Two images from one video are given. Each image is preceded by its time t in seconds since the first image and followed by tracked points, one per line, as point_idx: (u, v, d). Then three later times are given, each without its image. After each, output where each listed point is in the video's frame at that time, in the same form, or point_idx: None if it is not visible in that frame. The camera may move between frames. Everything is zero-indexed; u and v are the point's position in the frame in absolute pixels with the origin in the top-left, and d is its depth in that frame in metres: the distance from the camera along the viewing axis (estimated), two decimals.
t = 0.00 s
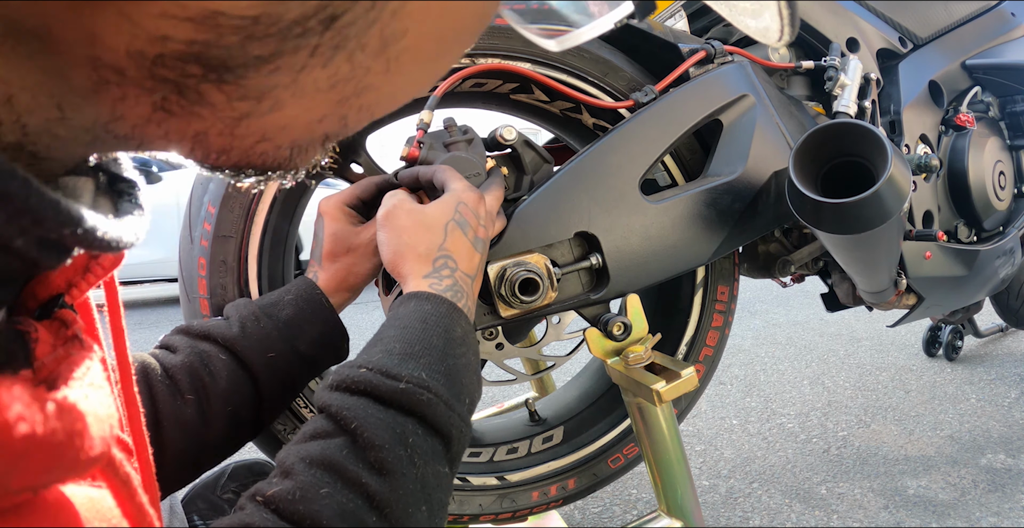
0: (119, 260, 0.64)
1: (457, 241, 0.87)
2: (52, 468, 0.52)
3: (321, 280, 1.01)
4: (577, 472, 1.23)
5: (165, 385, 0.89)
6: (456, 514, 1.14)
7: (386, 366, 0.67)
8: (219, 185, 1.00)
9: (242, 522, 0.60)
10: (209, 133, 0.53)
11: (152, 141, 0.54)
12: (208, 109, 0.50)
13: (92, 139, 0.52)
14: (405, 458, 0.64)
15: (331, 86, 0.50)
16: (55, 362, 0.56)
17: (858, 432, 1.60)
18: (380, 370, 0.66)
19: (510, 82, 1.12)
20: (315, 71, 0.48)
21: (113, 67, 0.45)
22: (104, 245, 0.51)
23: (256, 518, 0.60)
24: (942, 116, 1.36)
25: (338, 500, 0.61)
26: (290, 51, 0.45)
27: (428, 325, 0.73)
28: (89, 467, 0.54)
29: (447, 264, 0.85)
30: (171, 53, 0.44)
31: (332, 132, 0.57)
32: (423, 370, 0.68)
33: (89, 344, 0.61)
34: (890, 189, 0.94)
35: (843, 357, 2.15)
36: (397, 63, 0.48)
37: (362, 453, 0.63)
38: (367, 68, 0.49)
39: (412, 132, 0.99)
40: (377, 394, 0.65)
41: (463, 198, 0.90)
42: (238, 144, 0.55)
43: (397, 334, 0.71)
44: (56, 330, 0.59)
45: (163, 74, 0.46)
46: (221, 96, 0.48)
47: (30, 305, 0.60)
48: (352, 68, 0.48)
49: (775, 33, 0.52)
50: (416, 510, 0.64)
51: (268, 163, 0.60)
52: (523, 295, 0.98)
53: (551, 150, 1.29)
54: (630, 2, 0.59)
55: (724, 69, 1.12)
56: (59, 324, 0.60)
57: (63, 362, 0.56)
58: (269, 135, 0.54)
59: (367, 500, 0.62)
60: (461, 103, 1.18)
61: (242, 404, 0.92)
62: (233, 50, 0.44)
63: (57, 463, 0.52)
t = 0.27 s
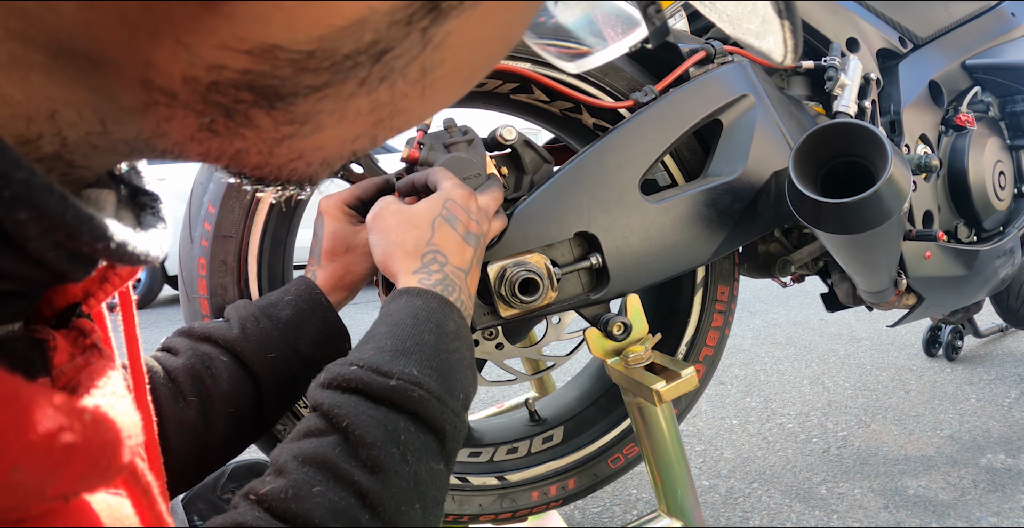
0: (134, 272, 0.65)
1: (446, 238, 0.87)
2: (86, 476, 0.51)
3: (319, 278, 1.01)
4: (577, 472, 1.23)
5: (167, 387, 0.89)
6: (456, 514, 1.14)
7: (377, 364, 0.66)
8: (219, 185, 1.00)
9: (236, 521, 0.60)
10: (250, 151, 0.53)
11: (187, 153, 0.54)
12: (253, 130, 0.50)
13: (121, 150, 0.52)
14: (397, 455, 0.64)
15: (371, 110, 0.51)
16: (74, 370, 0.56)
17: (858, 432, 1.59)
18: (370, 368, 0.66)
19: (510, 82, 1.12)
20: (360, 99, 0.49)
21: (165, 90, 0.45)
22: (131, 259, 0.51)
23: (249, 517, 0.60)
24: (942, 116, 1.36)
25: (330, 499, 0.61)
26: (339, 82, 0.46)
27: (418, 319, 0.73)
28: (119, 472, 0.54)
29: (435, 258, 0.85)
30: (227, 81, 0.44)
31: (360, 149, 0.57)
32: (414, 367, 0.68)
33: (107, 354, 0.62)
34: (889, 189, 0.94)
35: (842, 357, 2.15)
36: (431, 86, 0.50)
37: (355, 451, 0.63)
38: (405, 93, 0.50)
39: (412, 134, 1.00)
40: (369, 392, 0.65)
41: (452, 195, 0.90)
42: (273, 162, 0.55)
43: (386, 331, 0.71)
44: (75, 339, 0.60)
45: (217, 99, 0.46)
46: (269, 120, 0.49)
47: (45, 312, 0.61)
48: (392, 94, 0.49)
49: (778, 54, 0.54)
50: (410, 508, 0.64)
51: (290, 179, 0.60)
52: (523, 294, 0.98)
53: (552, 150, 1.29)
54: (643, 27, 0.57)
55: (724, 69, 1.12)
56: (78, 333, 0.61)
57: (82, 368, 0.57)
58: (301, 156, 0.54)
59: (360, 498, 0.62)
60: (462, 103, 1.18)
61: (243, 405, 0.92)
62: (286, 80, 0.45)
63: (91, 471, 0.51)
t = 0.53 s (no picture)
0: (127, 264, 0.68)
1: (446, 240, 0.87)
2: (77, 455, 0.51)
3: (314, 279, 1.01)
4: (577, 472, 1.23)
5: (162, 387, 0.89)
6: (456, 514, 1.14)
7: (376, 364, 0.66)
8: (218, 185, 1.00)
9: (234, 519, 0.60)
10: (238, 139, 0.53)
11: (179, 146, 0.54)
12: (241, 119, 0.50)
13: (113, 141, 0.53)
14: (396, 455, 0.64)
15: (355, 97, 0.50)
16: (68, 362, 0.56)
17: (858, 432, 1.60)
18: (370, 368, 0.66)
19: (510, 82, 1.12)
20: (344, 88, 0.49)
21: (155, 84, 0.45)
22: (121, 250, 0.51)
23: (247, 515, 0.60)
24: (942, 116, 1.36)
25: (329, 498, 0.61)
26: (325, 72, 0.46)
27: (419, 322, 0.73)
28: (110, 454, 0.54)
29: (436, 260, 0.85)
30: (218, 73, 0.44)
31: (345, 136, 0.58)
32: (413, 367, 0.68)
33: (99, 346, 0.61)
34: (890, 189, 0.94)
35: (842, 357, 2.15)
36: (414, 77, 0.50)
37: (353, 451, 0.63)
38: (388, 81, 0.49)
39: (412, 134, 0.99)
40: (368, 392, 0.65)
41: (453, 197, 0.90)
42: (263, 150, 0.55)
43: (386, 332, 0.71)
44: (66, 332, 0.59)
45: (207, 90, 0.46)
46: (256, 108, 0.49)
47: (37, 306, 0.61)
48: (376, 83, 0.49)
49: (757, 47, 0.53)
50: (408, 507, 0.64)
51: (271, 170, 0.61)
52: (523, 294, 0.98)
53: (552, 150, 1.29)
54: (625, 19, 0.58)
55: (724, 69, 1.12)
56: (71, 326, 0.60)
57: (76, 360, 0.56)
58: (287, 142, 0.55)
59: (359, 498, 0.62)
60: (461, 103, 1.18)
61: (239, 404, 0.92)
62: (275, 72, 0.45)
63: (82, 451, 0.51)
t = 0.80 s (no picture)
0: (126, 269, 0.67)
1: (460, 231, 0.87)
2: (65, 468, 0.52)
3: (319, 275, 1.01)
4: (577, 472, 1.23)
5: (166, 386, 0.89)
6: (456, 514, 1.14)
7: (390, 361, 0.66)
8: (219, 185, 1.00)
9: (240, 519, 0.60)
10: (232, 142, 0.53)
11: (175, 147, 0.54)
12: (235, 122, 0.50)
13: (107, 143, 0.53)
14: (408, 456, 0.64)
15: (350, 100, 0.51)
16: (66, 368, 0.55)
17: (858, 432, 1.59)
18: (384, 365, 0.66)
19: (510, 82, 1.12)
20: (341, 91, 0.49)
21: (149, 86, 0.45)
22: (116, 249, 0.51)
23: (254, 515, 0.60)
24: (942, 116, 1.36)
25: (338, 498, 0.61)
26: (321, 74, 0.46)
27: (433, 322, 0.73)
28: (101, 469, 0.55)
29: (450, 251, 0.85)
30: (212, 75, 0.44)
31: (340, 139, 0.58)
32: (428, 364, 0.68)
33: (98, 352, 0.60)
34: (889, 188, 0.94)
35: (842, 357, 2.15)
36: (410, 81, 0.50)
37: (365, 450, 0.63)
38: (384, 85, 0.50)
39: (412, 134, 0.99)
40: (381, 390, 0.65)
41: (459, 191, 0.91)
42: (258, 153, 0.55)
43: (404, 328, 0.71)
44: (65, 338, 0.58)
45: (201, 92, 0.46)
46: (252, 111, 0.49)
47: (37, 313, 0.62)
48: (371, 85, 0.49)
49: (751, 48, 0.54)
50: (420, 508, 0.64)
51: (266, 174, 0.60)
52: (523, 294, 0.98)
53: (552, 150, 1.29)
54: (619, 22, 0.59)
55: (724, 69, 1.12)
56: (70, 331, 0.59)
57: (75, 366, 0.56)
58: (278, 146, 0.55)
59: (369, 498, 0.62)
60: (461, 103, 1.18)
61: (243, 404, 0.92)
62: (269, 74, 0.45)
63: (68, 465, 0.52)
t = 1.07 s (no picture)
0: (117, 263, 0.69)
1: (459, 230, 0.87)
2: (57, 439, 0.50)
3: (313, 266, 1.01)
4: (577, 472, 1.23)
5: (163, 380, 0.89)
6: (455, 514, 1.14)
7: (387, 360, 0.66)
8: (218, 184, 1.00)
9: (236, 518, 0.60)
10: (214, 126, 0.53)
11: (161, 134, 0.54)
12: (215, 102, 0.50)
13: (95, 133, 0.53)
14: (404, 454, 0.64)
15: (331, 81, 0.50)
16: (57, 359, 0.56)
17: (858, 432, 1.60)
18: (381, 364, 0.66)
19: (510, 82, 1.12)
20: (320, 66, 0.48)
21: (129, 65, 0.46)
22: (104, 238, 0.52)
23: (250, 515, 0.60)
24: (942, 116, 1.36)
25: (334, 498, 0.61)
26: (297, 48, 0.46)
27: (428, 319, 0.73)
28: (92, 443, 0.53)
29: (448, 250, 0.85)
30: (189, 51, 0.44)
31: (327, 129, 0.57)
32: (425, 363, 0.68)
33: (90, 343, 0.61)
34: (889, 189, 0.94)
35: (842, 357, 2.15)
36: (392, 58, 0.48)
37: (361, 449, 0.63)
38: (363, 64, 0.48)
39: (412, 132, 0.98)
40: (378, 389, 0.65)
41: (459, 190, 0.91)
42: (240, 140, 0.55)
43: (402, 327, 0.71)
44: (57, 332, 0.59)
45: (179, 70, 0.47)
46: (230, 90, 0.49)
47: (29, 309, 0.61)
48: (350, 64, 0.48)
49: (740, 28, 0.54)
50: (415, 507, 0.64)
51: (254, 168, 0.61)
52: (523, 294, 0.98)
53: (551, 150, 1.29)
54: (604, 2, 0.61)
55: (724, 69, 1.12)
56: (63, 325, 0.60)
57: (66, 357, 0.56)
58: (264, 134, 0.55)
59: (365, 497, 0.62)
60: (460, 103, 1.18)
61: (240, 396, 0.92)
62: (244, 46, 0.45)
63: (60, 436, 0.50)
